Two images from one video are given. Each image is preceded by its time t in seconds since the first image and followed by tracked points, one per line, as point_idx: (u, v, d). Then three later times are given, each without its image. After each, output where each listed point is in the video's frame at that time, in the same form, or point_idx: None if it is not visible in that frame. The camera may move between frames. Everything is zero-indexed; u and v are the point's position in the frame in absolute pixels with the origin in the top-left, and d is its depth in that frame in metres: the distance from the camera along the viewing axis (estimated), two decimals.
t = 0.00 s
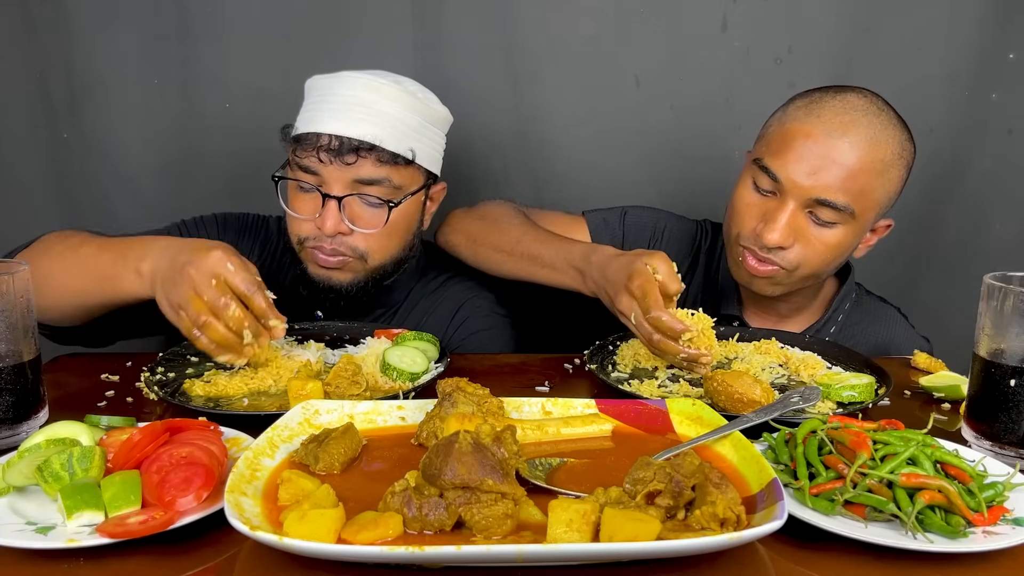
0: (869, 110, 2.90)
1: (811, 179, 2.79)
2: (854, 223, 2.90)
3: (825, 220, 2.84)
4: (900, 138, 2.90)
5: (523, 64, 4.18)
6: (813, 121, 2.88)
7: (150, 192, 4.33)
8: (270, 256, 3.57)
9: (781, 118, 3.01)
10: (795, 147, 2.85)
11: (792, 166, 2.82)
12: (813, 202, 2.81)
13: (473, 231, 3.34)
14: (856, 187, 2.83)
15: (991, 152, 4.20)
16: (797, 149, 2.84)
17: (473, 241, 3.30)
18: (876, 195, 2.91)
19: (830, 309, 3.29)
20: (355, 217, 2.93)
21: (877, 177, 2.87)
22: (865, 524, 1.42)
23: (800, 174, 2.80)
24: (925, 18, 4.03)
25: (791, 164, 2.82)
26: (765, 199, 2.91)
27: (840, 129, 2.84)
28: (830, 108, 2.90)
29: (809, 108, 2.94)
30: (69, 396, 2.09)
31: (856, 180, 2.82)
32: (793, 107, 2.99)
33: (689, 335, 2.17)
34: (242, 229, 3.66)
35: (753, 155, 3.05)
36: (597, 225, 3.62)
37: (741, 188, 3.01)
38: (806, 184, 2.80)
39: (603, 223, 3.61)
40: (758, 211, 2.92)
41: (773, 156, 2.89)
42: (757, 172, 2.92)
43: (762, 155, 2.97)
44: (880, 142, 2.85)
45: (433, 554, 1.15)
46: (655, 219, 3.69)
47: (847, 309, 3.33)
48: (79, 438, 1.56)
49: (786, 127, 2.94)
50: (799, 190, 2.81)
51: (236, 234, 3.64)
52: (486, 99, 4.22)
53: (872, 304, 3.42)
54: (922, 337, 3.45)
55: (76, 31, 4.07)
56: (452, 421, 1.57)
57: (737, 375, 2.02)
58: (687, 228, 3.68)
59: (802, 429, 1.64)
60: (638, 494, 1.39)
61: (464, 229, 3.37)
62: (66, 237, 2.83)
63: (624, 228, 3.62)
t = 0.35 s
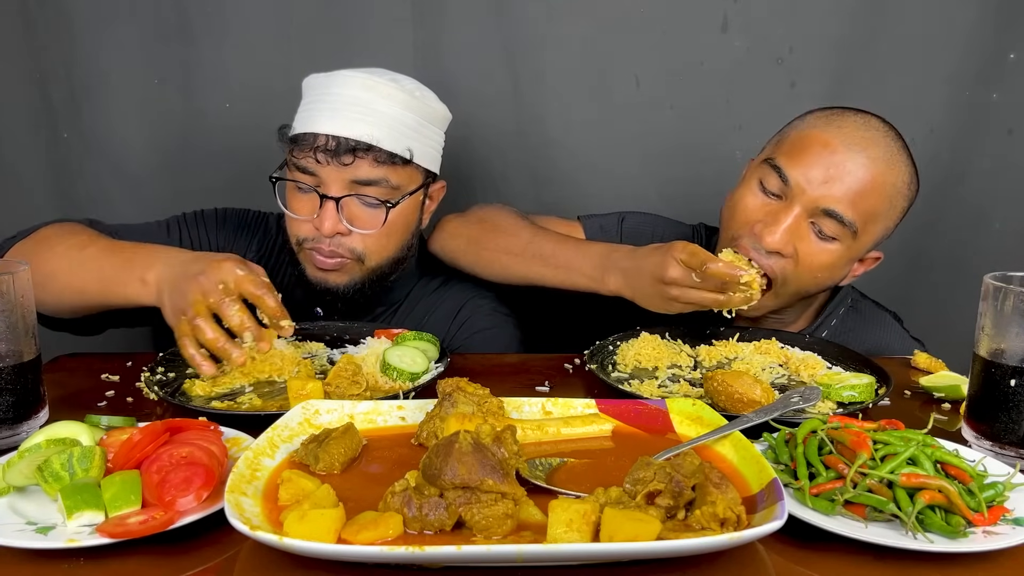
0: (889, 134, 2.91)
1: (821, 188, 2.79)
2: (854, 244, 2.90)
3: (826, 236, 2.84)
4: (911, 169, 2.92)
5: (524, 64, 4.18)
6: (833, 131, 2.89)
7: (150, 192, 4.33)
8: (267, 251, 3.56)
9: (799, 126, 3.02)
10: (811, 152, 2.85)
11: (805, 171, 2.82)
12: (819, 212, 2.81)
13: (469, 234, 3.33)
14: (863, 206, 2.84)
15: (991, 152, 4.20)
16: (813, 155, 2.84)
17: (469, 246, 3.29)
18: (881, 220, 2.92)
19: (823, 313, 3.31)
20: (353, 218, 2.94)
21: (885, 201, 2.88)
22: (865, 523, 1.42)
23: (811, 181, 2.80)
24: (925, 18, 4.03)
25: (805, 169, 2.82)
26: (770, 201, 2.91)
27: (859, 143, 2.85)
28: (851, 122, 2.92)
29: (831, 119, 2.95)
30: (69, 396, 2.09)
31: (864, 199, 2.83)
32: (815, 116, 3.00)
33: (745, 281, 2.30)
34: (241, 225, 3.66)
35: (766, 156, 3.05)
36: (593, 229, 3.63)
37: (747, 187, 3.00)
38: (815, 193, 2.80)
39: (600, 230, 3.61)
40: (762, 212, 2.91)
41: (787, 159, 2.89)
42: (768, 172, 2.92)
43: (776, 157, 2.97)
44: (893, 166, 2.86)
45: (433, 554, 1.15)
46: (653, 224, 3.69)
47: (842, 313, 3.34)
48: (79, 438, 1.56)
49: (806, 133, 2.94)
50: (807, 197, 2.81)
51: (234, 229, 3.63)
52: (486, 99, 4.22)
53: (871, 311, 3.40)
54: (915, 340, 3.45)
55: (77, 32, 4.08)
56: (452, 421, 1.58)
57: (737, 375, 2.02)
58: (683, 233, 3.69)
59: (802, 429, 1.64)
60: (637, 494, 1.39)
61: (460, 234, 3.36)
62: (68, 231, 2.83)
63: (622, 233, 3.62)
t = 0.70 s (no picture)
0: (862, 129, 2.88)
1: (798, 197, 2.78)
2: (839, 243, 2.89)
3: (809, 240, 2.83)
4: (891, 160, 2.88)
5: (524, 64, 4.18)
6: (804, 138, 2.87)
7: (150, 192, 4.33)
8: (254, 248, 3.57)
9: (774, 134, 3.00)
10: (784, 163, 2.84)
11: (780, 182, 2.80)
12: (799, 220, 2.80)
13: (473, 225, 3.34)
14: (844, 207, 2.82)
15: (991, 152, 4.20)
16: (786, 165, 2.83)
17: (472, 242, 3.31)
18: (866, 216, 2.90)
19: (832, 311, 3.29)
20: (350, 225, 2.93)
21: (868, 198, 2.86)
22: (865, 524, 1.42)
23: (786, 191, 2.79)
24: (925, 18, 4.03)
25: (779, 180, 2.81)
26: (752, 214, 2.91)
27: (831, 146, 2.82)
28: (823, 125, 2.89)
29: (803, 124, 2.93)
30: (69, 396, 2.09)
31: (843, 200, 2.81)
32: (787, 123, 2.99)
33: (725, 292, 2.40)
34: (229, 221, 3.65)
35: (745, 168, 3.04)
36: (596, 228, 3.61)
37: (729, 202, 3.01)
38: (793, 202, 2.78)
39: (602, 228, 3.60)
40: (745, 225, 2.92)
41: (762, 172, 2.89)
42: (746, 187, 2.92)
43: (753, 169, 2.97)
44: (871, 163, 2.83)
45: (433, 554, 1.15)
46: (654, 224, 3.69)
47: (851, 310, 3.34)
48: (79, 438, 1.56)
49: (778, 142, 2.93)
50: (784, 208, 2.80)
51: (222, 224, 3.63)
52: (486, 99, 4.22)
53: (878, 308, 3.42)
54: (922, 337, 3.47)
55: (77, 31, 4.08)
56: (452, 421, 1.58)
57: (737, 375, 2.02)
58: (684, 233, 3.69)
59: (802, 429, 1.64)
60: (638, 494, 1.39)
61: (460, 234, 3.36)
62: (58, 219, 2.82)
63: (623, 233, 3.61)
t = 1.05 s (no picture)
0: (854, 117, 2.91)
1: (797, 185, 2.79)
2: (842, 230, 2.89)
3: (812, 228, 2.83)
4: (884, 145, 2.90)
5: (524, 64, 4.18)
6: (797, 128, 2.89)
7: (149, 192, 4.32)
8: (249, 249, 3.57)
9: (765, 127, 3.03)
10: (780, 154, 2.85)
11: (778, 173, 2.82)
12: (801, 209, 2.80)
13: (475, 218, 3.35)
14: (844, 194, 2.83)
15: (991, 152, 4.20)
16: (782, 156, 2.84)
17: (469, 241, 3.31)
18: (865, 202, 2.90)
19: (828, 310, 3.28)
20: (340, 225, 2.93)
21: (866, 183, 2.87)
22: (864, 524, 1.42)
23: (785, 180, 2.80)
24: (925, 18, 4.03)
25: (776, 170, 2.82)
26: (751, 206, 2.91)
27: (825, 134, 2.84)
28: (814, 115, 2.92)
29: (793, 114, 2.96)
30: (69, 396, 2.09)
31: (843, 187, 2.81)
32: (778, 115, 3.01)
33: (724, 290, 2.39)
34: (219, 225, 3.66)
35: (740, 163, 3.06)
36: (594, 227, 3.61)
37: (727, 197, 3.02)
38: (793, 191, 2.79)
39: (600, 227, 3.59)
40: (746, 218, 2.92)
41: (759, 164, 2.90)
42: (744, 179, 2.93)
43: (749, 163, 2.98)
44: (866, 148, 2.85)
45: (433, 554, 1.15)
46: (652, 224, 3.69)
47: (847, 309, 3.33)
48: (79, 438, 1.56)
49: (771, 135, 2.95)
50: (785, 197, 2.81)
51: (213, 230, 3.63)
52: (486, 99, 4.22)
53: (874, 307, 3.42)
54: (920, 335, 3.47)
55: (76, 31, 4.07)
56: (452, 421, 1.58)
57: (737, 375, 2.02)
58: (681, 235, 3.67)
59: (802, 429, 1.64)
60: (637, 494, 1.39)
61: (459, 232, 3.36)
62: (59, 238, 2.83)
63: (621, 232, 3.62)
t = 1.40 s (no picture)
0: (851, 114, 2.91)
1: (801, 187, 2.79)
2: (845, 228, 2.90)
3: (817, 228, 2.84)
4: (882, 141, 2.90)
5: (523, 63, 4.18)
6: (797, 128, 2.88)
7: (149, 192, 4.32)
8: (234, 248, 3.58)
9: (762, 128, 3.01)
10: (781, 156, 2.84)
11: (781, 176, 2.81)
12: (805, 210, 2.80)
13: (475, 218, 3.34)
14: (846, 192, 2.84)
15: (992, 152, 4.20)
16: (784, 158, 2.83)
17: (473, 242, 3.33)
18: (866, 198, 2.92)
19: (829, 309, 3.26)
20: (314, 215, 2.86)
21: (866, 180, 2.88)
22: (865, 523, 1.42)
23: (789, 183, 2.79)
24: (925, 18, 4.03)
25: (779, 173, 2.81)
26: (755, 210, 2.90)
27: (826, 134, 2.84)
28: (812, 114, 2.91)
29: (790, 115, 2.94)
30: (69, 396, 2.09)
31: (844, 186, 2.82)
32: (774, 116, 2.99)
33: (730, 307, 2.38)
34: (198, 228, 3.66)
35: (739, 165, 3.04)
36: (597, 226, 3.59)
37: (729, 201, 2.99)
38: (796, 193, 2.79)
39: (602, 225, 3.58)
40: (750, 222, 2.91)
41: (760, 167, 2.88)
42: (746, 183, 2.91)
43: (749, 165, 2.96)
44: (865, 146, 2.86)
45: (433, 554, 1.15)
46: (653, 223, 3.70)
47: (847, 309, 3.31)
48: (79, 438, 1.57)
49: (770, 136, 2.93)
50: (790, 199, 2.80)
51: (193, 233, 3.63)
52: (486, 99, 4.23)
53: (874, 305, 3.42)
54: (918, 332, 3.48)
55: (76, 32, 4.08)
56: (452, 421, 1.58)
57: (737, 375, 2.02)
58: (681, 235, 3.70)
59: (802, 429, 1.64)
60: (638, 495, 1.39)
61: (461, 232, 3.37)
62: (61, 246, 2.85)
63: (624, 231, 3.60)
